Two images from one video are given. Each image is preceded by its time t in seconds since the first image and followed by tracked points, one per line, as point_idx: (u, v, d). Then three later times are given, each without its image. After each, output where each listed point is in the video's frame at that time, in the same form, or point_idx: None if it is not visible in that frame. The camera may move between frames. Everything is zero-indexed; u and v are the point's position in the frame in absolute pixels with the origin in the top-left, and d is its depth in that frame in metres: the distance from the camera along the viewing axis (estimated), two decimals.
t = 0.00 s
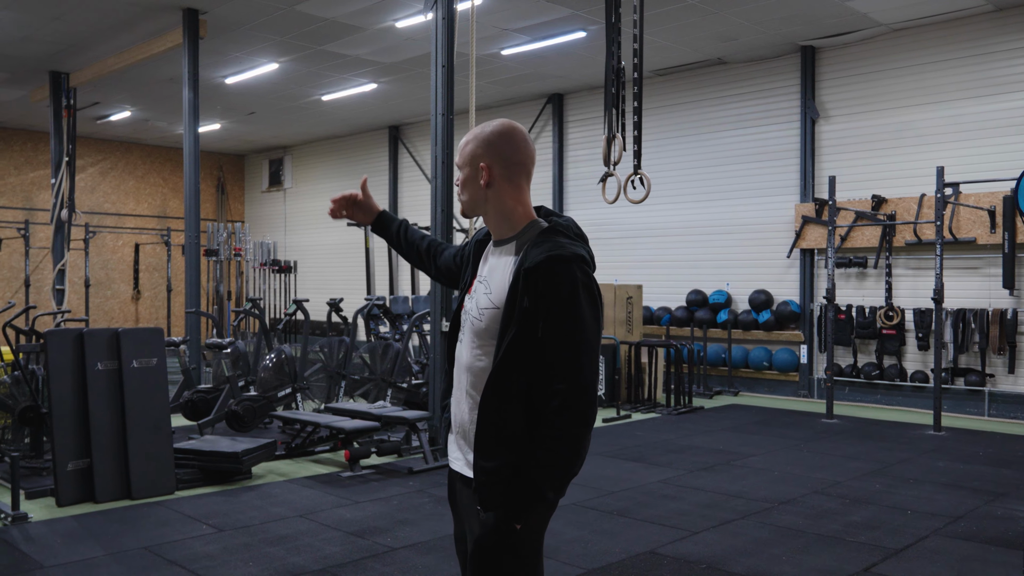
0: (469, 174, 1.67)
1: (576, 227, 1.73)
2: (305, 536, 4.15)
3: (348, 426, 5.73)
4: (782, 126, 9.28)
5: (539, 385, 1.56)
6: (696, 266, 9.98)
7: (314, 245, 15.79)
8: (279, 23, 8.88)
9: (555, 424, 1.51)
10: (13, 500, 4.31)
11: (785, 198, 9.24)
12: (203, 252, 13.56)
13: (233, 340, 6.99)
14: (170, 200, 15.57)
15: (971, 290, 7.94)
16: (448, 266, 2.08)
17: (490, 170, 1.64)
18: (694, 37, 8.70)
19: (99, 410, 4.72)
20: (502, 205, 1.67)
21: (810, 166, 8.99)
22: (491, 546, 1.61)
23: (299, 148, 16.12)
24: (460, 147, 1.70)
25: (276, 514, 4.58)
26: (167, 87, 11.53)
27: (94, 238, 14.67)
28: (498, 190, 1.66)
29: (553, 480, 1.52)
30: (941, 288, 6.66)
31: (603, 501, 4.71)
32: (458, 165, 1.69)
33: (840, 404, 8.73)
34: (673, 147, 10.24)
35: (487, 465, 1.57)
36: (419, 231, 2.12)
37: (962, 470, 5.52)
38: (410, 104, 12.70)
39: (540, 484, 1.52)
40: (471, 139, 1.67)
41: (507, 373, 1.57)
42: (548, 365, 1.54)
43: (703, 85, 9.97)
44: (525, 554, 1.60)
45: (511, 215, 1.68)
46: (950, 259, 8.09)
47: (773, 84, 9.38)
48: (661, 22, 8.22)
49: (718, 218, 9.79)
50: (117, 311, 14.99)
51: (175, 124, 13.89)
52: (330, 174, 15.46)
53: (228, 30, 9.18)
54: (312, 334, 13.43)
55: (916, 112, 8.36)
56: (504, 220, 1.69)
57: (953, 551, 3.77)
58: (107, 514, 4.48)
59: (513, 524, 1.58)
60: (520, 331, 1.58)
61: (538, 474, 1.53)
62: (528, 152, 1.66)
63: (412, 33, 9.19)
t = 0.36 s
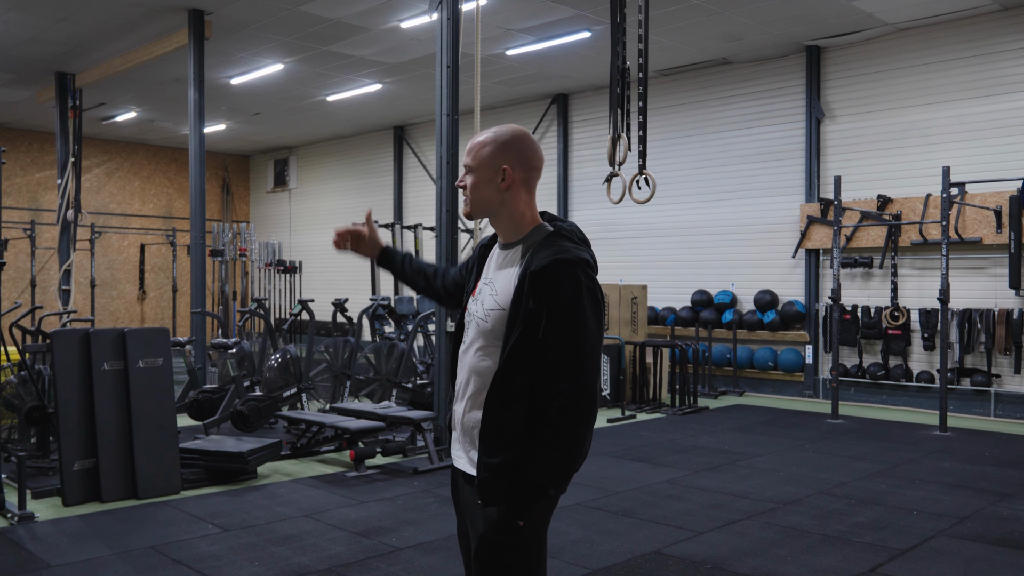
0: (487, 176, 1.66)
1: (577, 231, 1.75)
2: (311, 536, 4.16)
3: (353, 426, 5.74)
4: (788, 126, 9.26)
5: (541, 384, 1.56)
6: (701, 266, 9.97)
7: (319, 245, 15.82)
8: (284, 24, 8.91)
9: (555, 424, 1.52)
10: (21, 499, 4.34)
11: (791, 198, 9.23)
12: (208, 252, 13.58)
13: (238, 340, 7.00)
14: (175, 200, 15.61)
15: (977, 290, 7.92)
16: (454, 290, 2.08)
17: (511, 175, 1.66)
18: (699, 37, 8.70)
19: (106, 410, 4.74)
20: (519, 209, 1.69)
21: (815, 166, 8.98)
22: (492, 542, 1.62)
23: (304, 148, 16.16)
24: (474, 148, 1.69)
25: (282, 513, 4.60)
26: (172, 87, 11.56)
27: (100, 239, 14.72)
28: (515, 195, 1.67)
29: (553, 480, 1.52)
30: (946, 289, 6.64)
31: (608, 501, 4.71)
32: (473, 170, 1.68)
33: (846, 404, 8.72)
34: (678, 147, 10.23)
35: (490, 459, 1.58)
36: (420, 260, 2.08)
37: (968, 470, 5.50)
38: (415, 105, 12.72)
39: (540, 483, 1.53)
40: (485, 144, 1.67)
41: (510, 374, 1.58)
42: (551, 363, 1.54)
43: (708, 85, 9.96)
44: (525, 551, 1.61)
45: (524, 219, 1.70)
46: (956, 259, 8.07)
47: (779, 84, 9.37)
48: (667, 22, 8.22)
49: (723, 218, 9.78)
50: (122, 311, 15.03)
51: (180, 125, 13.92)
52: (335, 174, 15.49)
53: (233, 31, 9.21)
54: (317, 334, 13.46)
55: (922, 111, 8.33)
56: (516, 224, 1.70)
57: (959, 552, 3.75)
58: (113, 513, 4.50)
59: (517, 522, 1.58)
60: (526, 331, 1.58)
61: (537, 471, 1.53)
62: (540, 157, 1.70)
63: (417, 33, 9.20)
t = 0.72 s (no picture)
0: (513, 178, 1.66)
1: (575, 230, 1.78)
2: (316, 535, 4.18)
3: (358, 425, 5.75)
4: (794, 126, 9.25)
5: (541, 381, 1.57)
6: (707, 266, 9.96)
7: (324, 244, 15.85)
8: (290, 24, 8.94)
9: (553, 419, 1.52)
10: (27, 498, 4.36)
11: (796, 198, 9.21)
12: (214, 252, 13.62)
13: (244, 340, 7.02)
14: (181, 200, 15.66)
15: (983, 291, 7.90)
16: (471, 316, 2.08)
17: (536, 178, 1.67)
18: (704, 37, 8.69)
19: (112, 409, 4.76)
20: (534, 208, 1.71)
21: (821, 166, 8.96)
22: (494, 537, 1.63)
23: (309, 149, 16.19)
24: (496, 146, 1.67)
25: (287, 512, 4.61)
26: (178, 87, 11.60)
27: (105, 238, 14.77)
28: (533, 196, 1.69)
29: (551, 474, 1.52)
30: (952, 290, 6.61)
31: (613, 502, 4.71)
32: (495, 168, 1.66)
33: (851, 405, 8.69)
34: (683, 147, 10.22)
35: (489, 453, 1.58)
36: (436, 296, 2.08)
37: (974, 471, 5.49)
38: (420, 105, 12.74)
39: (539, 478, 1.53)
40: (507, 143, 1.66)
41: (511, 370, 1.59)
42: (551, 359, 1.55)
43: (714, 85, 9.94)
44: (526, 548, 1.61)
45: (535, 218, 1.72)
46: (962, 259, 8.05)
47: (784, 83, 9.36)
48: (672, 22, 8.21)
49: (729, 218, 9.77)
50: (128, 311, 15.09)
51: (186, 125, 13.96)
52: (341, 174, 15.52)
53: (239, 31, 9.23)
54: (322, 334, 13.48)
55: (929, 111, 8.30)
56: (528, 223, 1.72)
57: (964, 553, 3.74)
58: (120, 512, 4.52)
59: (518, 517, 1.57)
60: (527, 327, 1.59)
61: (536, 468, 1.53)
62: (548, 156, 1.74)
63: (423, 34, 9.22)
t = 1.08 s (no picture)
0: (518, 181, 1.66)
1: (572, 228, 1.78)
2: (322, 535, 4.18)
3: (364, 426, 5.76)
4: (799, 126, 9.23)
5: (549, 378, 1.57)
6: (712, 266, 9.95)
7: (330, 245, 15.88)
8: (295, 25, 8.96)
9: (564, 415, 1.53)
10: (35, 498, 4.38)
11: (803, 198, 9.19)
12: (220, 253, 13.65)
13: (250, 340, 7.04)
14: (187, 201, 15.71)
15: (991, 291, 7.87)
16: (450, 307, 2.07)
17: (539, 180, 1.68)
18: (709, 37, 8.68)
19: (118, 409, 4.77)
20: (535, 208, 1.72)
21: (827, 166, 8.95)
22: (504, 537, 1.62)
23: (315, 149, 16.22)
24: (498, 149, 1.66)
25: (293, 513, 4.62)
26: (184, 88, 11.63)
27: (112, 239, 14.83)
28: (535, 198, 1.70)
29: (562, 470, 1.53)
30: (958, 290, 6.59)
31: (618, 502, 4.70)
32: (500, 170, 1.65)
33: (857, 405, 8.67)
34: (688, 147, 10.21)
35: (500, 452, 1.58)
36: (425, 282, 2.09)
37: (981, 472, 5.47)
38: (426, 106, 12.75)
39: (551, 476, 1.53)
40: (512, 146, 1.66)
41: (520, 369, 1.59)
42: (559, 356, 1.56)
43: (719, 85, 9.93)
44: (536, 546, 1.61)
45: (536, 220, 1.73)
46: (969, 259, 8.02)
47: (790, 83, 9.34)
48: (679, 22, 8.19)
49: (734, 218, 9.76)
50: (135, 311, 15.13)
51: (192, 126, 14.00)
52: (346, 174, 15.54)
53: (245, 32, 9.25)
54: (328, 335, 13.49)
55: (935, 111, 8.28)
56: (530, 224, 1.72)
57: (971, 554, 3.73)
58: (127, 512, 4.53)
59: (530, 516, 1.58)
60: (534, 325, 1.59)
61: (548, 465, 1.53)
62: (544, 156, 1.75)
63: (428, 34, 9.23)
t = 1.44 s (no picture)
0: (523, 178, 1.66)
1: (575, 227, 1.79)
2: (328, 535, 4.19)
3: (370, 426, 5.77)
4: (806, 126, 9.21)
5: (562, 372, 1.58)
6: (719, 267, 9.93)
7: (337, 245, 15.91)
8: (303, 26, 8.98)
9: (579, 410, 1.53)
10: (43, 497, 4.40)
11: (810, 198, 9.17)
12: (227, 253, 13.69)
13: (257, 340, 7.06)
14: (194, 201, 15.75)
15: (999, 291, 7.83)
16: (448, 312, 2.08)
17: (544, 178, 1.68)
18: (716, 37, 8.66)
19: (126, 409, 4.79)
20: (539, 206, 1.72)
21: (835, 167, 8.92)
22: (517, 533, 1.62)
23: (322, 149, 16.26)
24: (502, 147, 1.66)
25: (299, 513, 4.63)
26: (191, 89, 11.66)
27: (120, 239, 14.89)
28: (539, 196, 1.71)
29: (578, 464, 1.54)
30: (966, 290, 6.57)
31: (625, 503, 4.70)
32: (505, 168, 1.65)
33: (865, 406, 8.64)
34: (695, 147, 10.20)
35: (514, 453, 1.58)
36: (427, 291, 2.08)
37: (990, 474, 5.44)
38: (432, 106, 12.76)
39: (566, 470, 1.54)
40: (514, 143, 1.66)
41: (533, 365, 1.59)
42: (573, 350, 1.56)
43: (726, 85, 9.92)
44: (546, 541, 1.62)
45: (540, 218, 1.73)
46: (977, 260, 7.99)
47: (798, 83, 9.32)
48: (686, 22, 8.18)
49: (741, 218, 9.74)
50: (142, 311, 15.19)
51: (199, 126, 14.04)
52: (353, 174, 15.58)
53: (252, 33, 9.28)
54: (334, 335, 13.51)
55: (944, 111, 8.24)
56: (534, 222, 1.73)
57: (980, 557, 3.71)
58: (134, 512, 4.55)
59: (547, 515, 1.60)
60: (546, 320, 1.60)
61: (564, 459, 1.54)
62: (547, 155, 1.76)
63: (435, 34, 9.24)
